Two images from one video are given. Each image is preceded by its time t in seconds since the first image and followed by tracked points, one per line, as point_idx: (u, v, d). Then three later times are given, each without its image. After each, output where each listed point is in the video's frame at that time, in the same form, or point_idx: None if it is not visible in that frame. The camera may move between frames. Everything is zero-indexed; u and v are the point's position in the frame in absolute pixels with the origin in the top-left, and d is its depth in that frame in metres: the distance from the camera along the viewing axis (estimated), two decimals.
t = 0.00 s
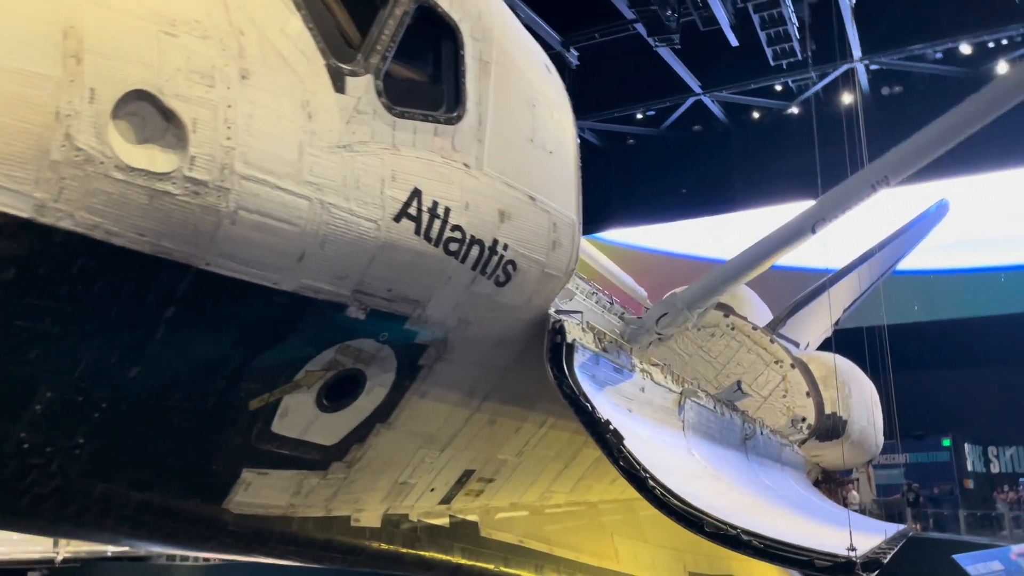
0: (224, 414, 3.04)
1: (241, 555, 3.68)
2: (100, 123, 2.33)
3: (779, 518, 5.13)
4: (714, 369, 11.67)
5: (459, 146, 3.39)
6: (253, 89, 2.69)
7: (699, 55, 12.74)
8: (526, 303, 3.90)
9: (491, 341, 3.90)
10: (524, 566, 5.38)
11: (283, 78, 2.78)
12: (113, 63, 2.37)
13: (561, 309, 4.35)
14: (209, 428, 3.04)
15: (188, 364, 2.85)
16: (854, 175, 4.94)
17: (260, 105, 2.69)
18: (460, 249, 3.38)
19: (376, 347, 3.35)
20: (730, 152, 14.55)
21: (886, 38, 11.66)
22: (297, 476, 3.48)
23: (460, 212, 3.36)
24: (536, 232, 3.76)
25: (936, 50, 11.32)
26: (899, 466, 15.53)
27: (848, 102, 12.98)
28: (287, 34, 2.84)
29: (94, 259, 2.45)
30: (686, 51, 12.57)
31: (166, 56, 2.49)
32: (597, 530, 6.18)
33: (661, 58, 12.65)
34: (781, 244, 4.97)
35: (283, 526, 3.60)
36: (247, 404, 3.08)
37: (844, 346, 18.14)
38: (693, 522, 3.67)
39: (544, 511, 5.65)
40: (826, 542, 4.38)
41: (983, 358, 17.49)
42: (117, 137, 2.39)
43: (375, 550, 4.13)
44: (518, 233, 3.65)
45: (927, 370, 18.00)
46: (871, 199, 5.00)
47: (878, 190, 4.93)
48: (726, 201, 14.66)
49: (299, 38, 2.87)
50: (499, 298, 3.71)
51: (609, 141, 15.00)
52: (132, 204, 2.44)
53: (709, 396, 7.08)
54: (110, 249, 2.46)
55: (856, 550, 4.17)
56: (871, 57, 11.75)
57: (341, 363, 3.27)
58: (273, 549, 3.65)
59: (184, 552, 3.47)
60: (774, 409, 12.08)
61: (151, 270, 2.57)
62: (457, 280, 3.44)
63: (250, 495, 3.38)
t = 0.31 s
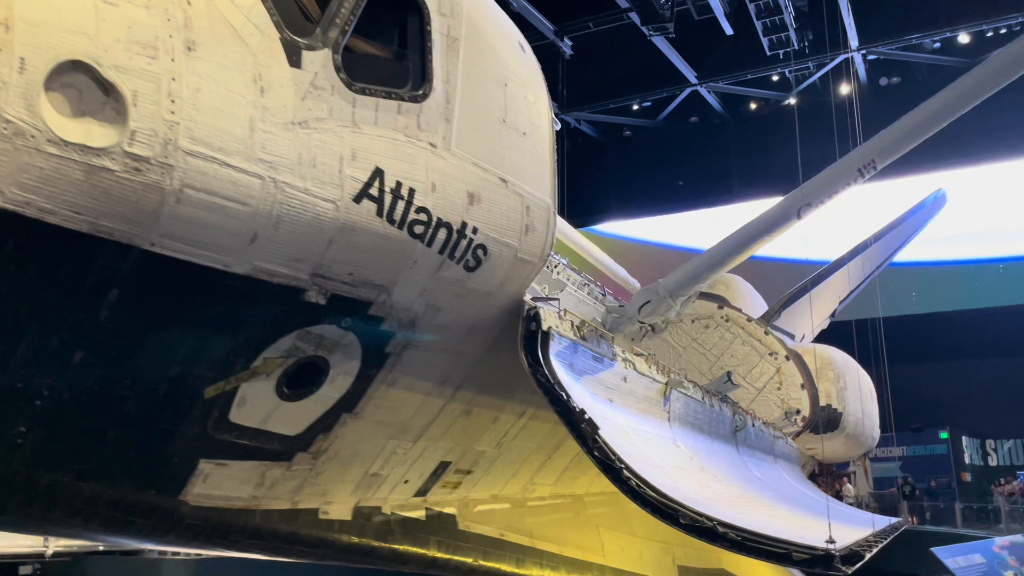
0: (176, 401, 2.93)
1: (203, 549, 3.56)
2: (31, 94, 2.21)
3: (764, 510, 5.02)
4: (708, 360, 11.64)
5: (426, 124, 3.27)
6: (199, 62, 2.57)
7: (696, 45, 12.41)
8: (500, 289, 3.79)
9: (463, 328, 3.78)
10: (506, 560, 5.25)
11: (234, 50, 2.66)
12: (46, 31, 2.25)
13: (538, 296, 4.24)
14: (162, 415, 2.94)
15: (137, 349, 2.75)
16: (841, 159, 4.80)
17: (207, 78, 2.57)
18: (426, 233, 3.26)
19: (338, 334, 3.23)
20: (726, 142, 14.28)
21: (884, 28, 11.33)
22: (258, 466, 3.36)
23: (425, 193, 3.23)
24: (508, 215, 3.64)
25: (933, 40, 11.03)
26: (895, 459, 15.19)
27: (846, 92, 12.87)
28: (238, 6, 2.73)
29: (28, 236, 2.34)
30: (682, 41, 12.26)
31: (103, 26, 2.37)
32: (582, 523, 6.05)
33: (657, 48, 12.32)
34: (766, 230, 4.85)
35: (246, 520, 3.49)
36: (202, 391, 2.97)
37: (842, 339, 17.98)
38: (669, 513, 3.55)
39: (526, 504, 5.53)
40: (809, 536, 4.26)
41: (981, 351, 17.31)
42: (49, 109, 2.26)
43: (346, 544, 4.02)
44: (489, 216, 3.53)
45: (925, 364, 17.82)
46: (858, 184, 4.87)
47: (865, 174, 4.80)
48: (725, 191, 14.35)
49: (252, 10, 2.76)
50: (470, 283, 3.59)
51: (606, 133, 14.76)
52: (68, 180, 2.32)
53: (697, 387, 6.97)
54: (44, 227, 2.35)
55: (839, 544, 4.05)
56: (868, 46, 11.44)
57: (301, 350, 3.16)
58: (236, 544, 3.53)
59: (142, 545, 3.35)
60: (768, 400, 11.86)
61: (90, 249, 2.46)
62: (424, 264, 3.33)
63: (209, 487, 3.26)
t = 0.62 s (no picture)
0: (118, 392, 2.80)
1: (158, 547, 3.43)
2: None
3: (745, 504, 4.90)
4: (702, 355, 11.39)
5: (385, 104, 3.13)
6: (134, 33, 2.42)
7: (691, 35, 12.10)
8: (468, 277, 3.64)
9: (430, 318, 3.64)
10: (484, 555, 5.10)
11: (172, 22, 2.53)
12: None
13: (510, 284, 4.10)
14: (105, 406, 2.81)
15: (74, 338, 2.63)
16: (826, 145, 4.65)
17: (142, 50, 2.43)
18: (385, 217, 3.12)
19: (293, 324, 3.09)
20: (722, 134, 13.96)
21: (882, 17, 10.98)
22: (212, 461, 3.23)
23: (384, 176, 3.08)
24: (476, 201, 3.50)
25: (930, 31, 10.73)
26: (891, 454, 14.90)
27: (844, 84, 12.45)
28: None
29: None
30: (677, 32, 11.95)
31: None
32: (565, 518, 5.89)
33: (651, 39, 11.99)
34: (749, 218, 4.71)
35: (201, 516, 3.36)
36: (147, 382, 2.84)
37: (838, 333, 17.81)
38: (640, 510, 3.42)
39: (505, 500, 5.39)
40: (789, 533, 4.13)
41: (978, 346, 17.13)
42: None
43: (311, 541, 3.88)
44: (455, 201, 3.39)
45: (922, 358, 17.65)
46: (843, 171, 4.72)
47: (850, 160, 4.65)
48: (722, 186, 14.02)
49: None
50: (435, 271, 3.45)
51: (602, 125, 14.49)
52: None
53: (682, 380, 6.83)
54: None
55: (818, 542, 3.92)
56: (865, 37, 11.12)
57: (253, 340, 3.02)
58: (192, 541, 3.40)
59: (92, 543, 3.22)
60: (762, 394, 11.69)
61: (16, 231, 2.33)
62: (385, 251, 3.18)
63: (159, 482, 3.13)
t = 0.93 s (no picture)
0: (63, 376, 2.70)
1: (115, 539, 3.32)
2: None
3: (730, 497, 4.78)
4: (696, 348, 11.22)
5: (345, 80, 3.01)
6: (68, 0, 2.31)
7: (687, 23, 11.43)
8: (438, 262, 3.52)
9: (398, 304, 3.52)
10: (460, 550, 4.99)
11: None
12: None
13: (484, 271, 3.98)
14: (50, 391, 2.72)
15: (13, 320, 2.54)
16: (811, 129, 4.53)
17: (77, 19, 2.31)
18: (345, 198, 2.99)
19: (250, 309, 2.98)
20: (724, 128, 13.33)
21: (880, 9, 10.64)
22: (169, 451, 3.12)
23: (343, 155, 2.96)
24: (444, 183, 3.37)
25: (932, 22, 10.42)
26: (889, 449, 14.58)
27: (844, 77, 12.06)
28: None
29: None
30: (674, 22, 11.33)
31: None
32: (548, 512, 5.73)
33: (646, 31, 11.56)
34: (733, 203, 4.59)
35: (158, 508, 3.25)
36: (94, 367, 2.73)
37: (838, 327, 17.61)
38: (611, 502, 3.31)
39: (486, 495, 5.27)
40: (769, 526, 4.02)
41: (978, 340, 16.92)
42: None
43: (278, 534, 3.78)
44: (422, 183, 3.26)
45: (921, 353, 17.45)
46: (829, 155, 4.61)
47: (836, 145, 4.54)
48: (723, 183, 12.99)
49: None
50: (401, 255, 3.32)
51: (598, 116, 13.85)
52: None
53: (670, 371, 6.71)
54: None
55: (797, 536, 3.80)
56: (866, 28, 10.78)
57: (207, 325, 2.91)
58: (150, 533, 3.29)
59: (45, 534, 3.12)
60: (757, 387, 11.48)
61: None
62: (346, 234, 3.06)
63: (113, 471, 3.03)
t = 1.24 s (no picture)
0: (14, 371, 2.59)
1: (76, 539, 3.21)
2: None
3: (721, 497, 4.65)
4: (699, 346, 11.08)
5: (312, 64, 2.90)
6: None
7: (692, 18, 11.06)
8: (414, 254, 3.39)
9: (372, 299, 3.40)
10: (445, 550, 4.85)
11: None
12: None
13: (465, 264, 3.87)
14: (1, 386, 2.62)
15: None
16: (805, 120, 4.40)
17: None
18: (311, 186, 2.88)
19: (212, 302, 2.88)
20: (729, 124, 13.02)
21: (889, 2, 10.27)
22: (130, 448, 3.02)
23: (308, 142, 2.84)
24: (420, 173, 3.26)
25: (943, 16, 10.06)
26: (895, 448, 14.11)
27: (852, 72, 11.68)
28: None
29: None
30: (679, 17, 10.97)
31: None
32: (539, 511, 5.60)
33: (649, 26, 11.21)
34: (725, 196, 4.46)
35: (122, 508, 3.14)
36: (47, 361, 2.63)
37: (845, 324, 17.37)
38: (590, 503, 3.19)
39: (474, 493, 5.15)
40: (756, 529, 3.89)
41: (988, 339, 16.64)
42: None
43: (251, 535, 3.67)
44: (395, 172, 3.15)
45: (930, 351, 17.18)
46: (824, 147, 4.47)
47: (831, 135, 4.40)
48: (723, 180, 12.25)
49: None
50: (374, 248, 3.20)
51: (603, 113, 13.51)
52: None
53: (665, 368, 6.59)
54: None
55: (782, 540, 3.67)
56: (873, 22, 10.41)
57: (166, 318, 2.81)
58: (114, 534, 3.18)
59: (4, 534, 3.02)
60: (760, 386, 11.39)
61: None
62: (313, 224, 2.95)
63: (71, 468, 2.93)
